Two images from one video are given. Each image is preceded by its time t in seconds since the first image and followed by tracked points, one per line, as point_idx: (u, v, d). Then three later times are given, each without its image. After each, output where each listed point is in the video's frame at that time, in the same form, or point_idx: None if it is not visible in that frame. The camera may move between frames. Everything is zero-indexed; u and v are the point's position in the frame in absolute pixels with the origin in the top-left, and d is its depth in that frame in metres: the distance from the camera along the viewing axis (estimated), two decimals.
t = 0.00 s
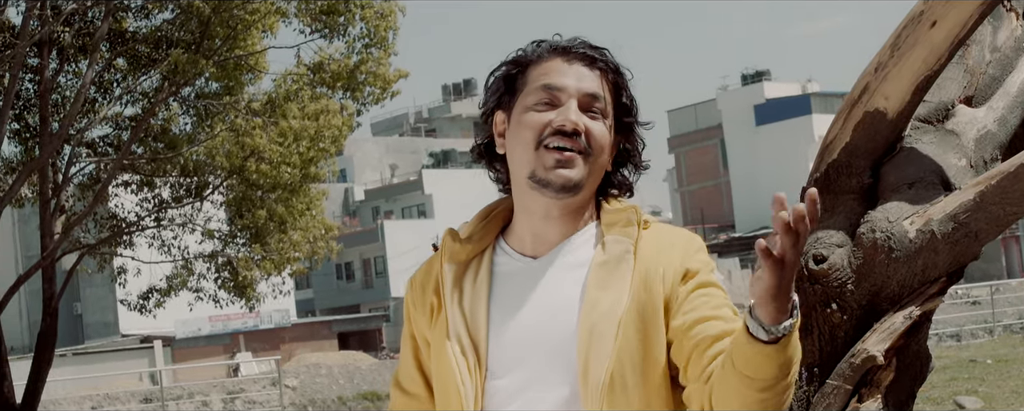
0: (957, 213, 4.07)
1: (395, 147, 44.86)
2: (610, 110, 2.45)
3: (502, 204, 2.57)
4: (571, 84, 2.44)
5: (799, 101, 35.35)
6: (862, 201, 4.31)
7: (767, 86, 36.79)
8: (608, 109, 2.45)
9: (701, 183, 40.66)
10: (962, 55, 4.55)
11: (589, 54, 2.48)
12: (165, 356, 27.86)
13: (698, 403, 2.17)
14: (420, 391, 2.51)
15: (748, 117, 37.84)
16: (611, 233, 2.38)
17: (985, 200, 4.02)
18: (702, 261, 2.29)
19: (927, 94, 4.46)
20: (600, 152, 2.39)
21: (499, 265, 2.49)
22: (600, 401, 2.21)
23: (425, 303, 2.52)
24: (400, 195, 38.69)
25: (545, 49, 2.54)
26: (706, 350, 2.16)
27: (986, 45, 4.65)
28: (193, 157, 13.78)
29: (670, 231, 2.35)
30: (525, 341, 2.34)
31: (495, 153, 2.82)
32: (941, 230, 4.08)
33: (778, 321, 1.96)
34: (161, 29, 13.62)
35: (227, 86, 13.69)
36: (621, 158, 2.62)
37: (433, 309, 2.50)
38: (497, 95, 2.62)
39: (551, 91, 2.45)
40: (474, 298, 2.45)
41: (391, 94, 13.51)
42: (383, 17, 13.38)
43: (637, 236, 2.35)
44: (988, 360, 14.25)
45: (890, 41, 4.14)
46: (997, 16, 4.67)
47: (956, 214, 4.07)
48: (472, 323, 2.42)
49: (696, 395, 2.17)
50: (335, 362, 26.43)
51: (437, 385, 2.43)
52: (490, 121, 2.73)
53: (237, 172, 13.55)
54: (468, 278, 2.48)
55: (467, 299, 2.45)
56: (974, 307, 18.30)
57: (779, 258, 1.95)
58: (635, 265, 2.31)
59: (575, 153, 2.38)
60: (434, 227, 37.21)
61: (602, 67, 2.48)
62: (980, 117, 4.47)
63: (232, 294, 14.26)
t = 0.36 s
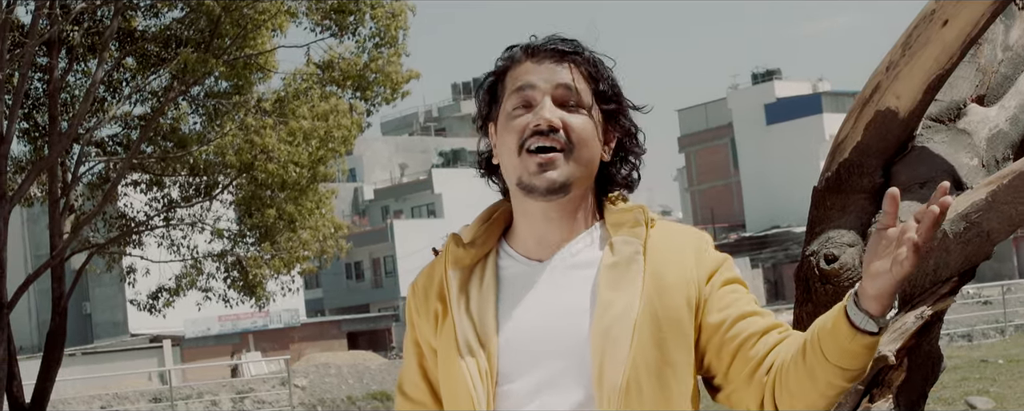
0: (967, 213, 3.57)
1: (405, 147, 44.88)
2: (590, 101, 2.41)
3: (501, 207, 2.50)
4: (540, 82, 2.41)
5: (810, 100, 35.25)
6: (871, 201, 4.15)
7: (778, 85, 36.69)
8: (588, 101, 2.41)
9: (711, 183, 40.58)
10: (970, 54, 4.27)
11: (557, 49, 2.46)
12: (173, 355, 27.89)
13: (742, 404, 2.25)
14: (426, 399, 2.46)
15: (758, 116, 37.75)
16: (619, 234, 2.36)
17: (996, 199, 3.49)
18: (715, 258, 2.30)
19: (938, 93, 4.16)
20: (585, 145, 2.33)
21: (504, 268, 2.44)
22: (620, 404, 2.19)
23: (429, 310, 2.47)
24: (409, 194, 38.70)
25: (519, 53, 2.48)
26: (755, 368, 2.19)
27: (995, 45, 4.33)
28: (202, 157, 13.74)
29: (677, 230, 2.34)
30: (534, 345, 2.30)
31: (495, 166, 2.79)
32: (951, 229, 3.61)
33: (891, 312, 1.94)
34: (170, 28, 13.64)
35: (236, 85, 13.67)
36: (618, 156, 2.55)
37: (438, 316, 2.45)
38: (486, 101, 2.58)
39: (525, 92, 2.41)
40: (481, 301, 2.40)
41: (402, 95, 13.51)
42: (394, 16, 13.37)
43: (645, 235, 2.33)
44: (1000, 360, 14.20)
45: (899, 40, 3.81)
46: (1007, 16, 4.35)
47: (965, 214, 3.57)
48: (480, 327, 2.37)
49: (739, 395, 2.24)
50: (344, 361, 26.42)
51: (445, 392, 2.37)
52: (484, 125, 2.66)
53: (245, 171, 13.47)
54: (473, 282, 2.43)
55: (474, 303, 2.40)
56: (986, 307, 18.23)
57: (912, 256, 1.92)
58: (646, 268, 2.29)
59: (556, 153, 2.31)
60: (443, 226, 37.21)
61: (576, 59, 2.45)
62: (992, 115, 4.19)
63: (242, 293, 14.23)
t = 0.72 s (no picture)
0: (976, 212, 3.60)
1: (410, 146, 44.87)
2: (575, 97, 2.38)
3: (507, 203, 2.47)
4: (524, 81, 2.39)
5: (817, 99, 35.20)
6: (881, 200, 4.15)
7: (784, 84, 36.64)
8: (573, 96, 2.38)
9: (717, 182, 40.54)
10: (978, 54, 4.34)
11: (545, 48, 2.44)
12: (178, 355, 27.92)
13: (753, 404, 2.25)
14: (434, 400, 2.43)
15: (765, 116, 37.70)
16: (627, 235, 2.33)
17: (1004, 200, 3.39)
18: (723, 257, 2.28)
19: (946, 92, 4.22)
20: (565, 143, 2.32)
21: (511, 269, 2.42)
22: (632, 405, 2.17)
23: (436, 310, 2.43)
24: (415, 194, 38.69)
25: (514, 53, 2.46)
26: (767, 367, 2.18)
27: (1003, 44, 4.40)
28: (208, 156, 13.73)
29: (684, 228, 2.31)
30: (542, 344, 2.29)
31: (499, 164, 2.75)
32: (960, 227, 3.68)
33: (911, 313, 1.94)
34: (175, 27, 13.62)
35: (241, 84, 13.66)
36: (617, 158, 2.45)
37: (446, 317, 2.41)
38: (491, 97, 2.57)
39: (511, 92, 2.38)
40: (490, 302, 2.37)
41: (408, 95, 13.51)
42: (400, 16, 13.36)
43: (655, 235, 2.31)
44: (1007, 360, 14.18)
45: (907, 39, 3.87)
46: (1015, 15, 4.42)
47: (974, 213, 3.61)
48: (489, 328, 2.35)
49: (750, 396, 2.24)
50: (349, 361, 26.43)
51: (452, 392, 2.34)
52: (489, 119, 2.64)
53: (251, 170, 13.47)
54: (481, 282, 2.40)
55: (482, 304, 2.37)
56: (993, 307, 18.20)
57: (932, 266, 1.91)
58: (656, 267, 2.27)
59: (536, 150, 2.30)
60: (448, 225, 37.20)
61: (562, 60, 2.43)
62: (1000, 114, 4.21)
63: (247, 293, 14.20)
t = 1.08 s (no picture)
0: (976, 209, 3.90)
1: (409, 140, 44.81)
2: (595, 98, 2.36)
3: (506, 199, 2.45)
4: (545, 80, 2.36)
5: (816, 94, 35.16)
6: (881, 195, 4.30)
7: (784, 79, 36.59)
8: (592, 97, 2.36)
9: (717, 177, 40.51)
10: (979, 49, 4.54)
11: (562, 43, 2.39)
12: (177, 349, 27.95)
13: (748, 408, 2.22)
14: (431, 396, 2.40)
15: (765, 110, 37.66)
16: (626, 231, 2.31)
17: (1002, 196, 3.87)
18: (725, 257, 2.25)
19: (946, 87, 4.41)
20: (585, 143, 2.31)
21: (510, 266, 2.39)
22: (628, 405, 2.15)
23: (434, 305, 2.41)
24: (414, 188, 38.66)
25: (524, 46, 2.41)
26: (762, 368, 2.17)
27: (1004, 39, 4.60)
28: (206, 150, 13.70)
29: (684, 224, 2.29)
30: (538, 344, 2.27)
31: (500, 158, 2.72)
32: (960, 225, 3.93)
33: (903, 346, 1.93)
34: (173, 21, 13.56)
35: (240, 78, 13.63)
36: (622, 154, 2.45)
37: (443, 313, 2.39)
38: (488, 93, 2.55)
39: (527, 90, 2.36)
40: (487, 299, 2.35)
41: (407, 88, 13.45)
42: (398, 10, 13.34)
43: (654, 231, 2.28)
44: (1007, 356, 14.15)
45: (908, 34, 4.07)
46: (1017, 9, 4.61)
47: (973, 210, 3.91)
48: (488, 325, 2.32)
49: (746, 399, 2.21)
50: (348, 356, 26.42)
51: (450, 389, 2.32)
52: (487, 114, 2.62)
53: (251, 165, 13.48)
54: (479, 278, 2.38)
55: (480, 301, 2.35)
56: (993, 303, 18.17)
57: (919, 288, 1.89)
58: (655, 265, 2.24)
59: (557, 148, 2.29)
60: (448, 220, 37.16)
61: (582, 56, 2.39)
62: (1001, 109, 4.39)
63: (245, 288, 14.19)
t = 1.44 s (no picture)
0: (975, 208, 4.60)
1: (408, 141, 44.79)
2: (589, 98, 2.29)
3: (501, 202, 2.41)
4: (539, 78, 2.28)
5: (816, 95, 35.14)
6: (880, 195, 4.84)
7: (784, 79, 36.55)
8: (586, 97, 2.28)
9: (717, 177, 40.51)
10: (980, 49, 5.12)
11: (556, 44, 2.32)
12: (176, 350, 27.97)
13: None
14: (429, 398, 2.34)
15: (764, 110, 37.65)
16: (620, 236, 2.23)
17: (1001, 196, 4.57)
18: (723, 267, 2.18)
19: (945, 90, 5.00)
20: (577, 142, 2.24)
21: (506, 270, 2.34)
22: None
23: (431, 310, 2.36)
24: (413, 189, 38.66)
25: (520, 46, 2.36)
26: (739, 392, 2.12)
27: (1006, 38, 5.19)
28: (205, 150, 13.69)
29: (681, 228, 2.22)
30: (534, 350, 2.19)
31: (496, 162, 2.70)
32: (959, 224, 4.62)
33: None
34: (172, 21, 13.58)
35: (239, 77, 13.63)
36: (617, 157, 2.40)
37: (440, 316, 2.34)
38: (487, 93, 2.49)
39: (521, 88, 2.28)
40: (482, 304, 2.29)
41: (405, 86, 13.41)
42: (396, 9, 13.32)
43: (645, 236, 2.21)
44: (1007, 356, 14.14)
45: (908, 36, 4.62)
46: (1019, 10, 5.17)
47: (972, 209, 4.60)
48: (482, 332, 2.26)
49: None
50: (348, 357, 26.45)
51: (447, 394, 2.27)
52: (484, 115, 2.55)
53: (250, 165, 13.45)
54: (474, 284, 2.33)
55: (475, 307, 2.29)
56: (994, 303, 18.15)
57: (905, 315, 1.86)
58: (647, 269, 2.18)
59: (549, 148, 2.22)
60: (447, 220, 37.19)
61: (577, 57, 2.32)
62: (1000, 110, 4.99)
63: (244, 288, 14.17)
